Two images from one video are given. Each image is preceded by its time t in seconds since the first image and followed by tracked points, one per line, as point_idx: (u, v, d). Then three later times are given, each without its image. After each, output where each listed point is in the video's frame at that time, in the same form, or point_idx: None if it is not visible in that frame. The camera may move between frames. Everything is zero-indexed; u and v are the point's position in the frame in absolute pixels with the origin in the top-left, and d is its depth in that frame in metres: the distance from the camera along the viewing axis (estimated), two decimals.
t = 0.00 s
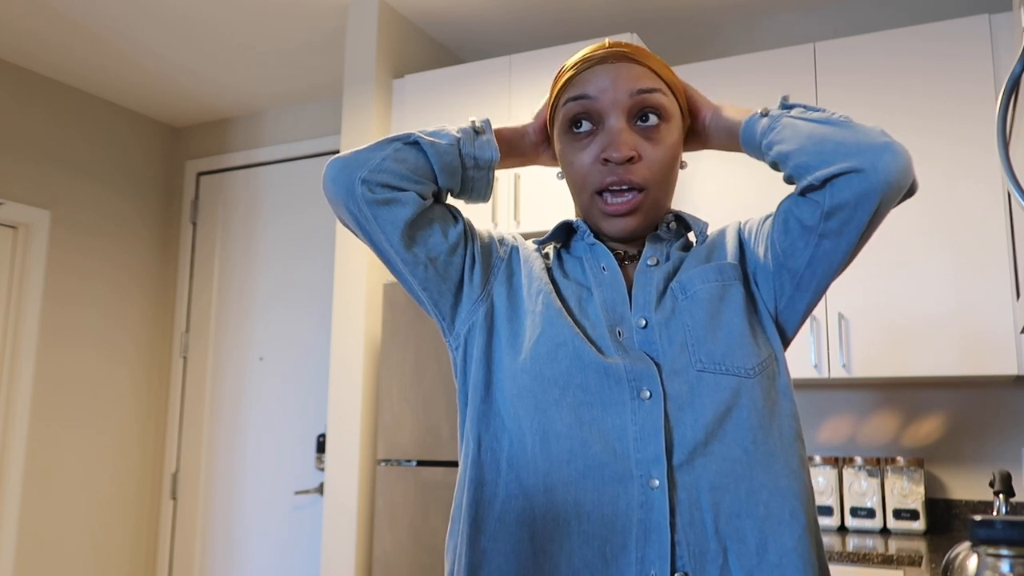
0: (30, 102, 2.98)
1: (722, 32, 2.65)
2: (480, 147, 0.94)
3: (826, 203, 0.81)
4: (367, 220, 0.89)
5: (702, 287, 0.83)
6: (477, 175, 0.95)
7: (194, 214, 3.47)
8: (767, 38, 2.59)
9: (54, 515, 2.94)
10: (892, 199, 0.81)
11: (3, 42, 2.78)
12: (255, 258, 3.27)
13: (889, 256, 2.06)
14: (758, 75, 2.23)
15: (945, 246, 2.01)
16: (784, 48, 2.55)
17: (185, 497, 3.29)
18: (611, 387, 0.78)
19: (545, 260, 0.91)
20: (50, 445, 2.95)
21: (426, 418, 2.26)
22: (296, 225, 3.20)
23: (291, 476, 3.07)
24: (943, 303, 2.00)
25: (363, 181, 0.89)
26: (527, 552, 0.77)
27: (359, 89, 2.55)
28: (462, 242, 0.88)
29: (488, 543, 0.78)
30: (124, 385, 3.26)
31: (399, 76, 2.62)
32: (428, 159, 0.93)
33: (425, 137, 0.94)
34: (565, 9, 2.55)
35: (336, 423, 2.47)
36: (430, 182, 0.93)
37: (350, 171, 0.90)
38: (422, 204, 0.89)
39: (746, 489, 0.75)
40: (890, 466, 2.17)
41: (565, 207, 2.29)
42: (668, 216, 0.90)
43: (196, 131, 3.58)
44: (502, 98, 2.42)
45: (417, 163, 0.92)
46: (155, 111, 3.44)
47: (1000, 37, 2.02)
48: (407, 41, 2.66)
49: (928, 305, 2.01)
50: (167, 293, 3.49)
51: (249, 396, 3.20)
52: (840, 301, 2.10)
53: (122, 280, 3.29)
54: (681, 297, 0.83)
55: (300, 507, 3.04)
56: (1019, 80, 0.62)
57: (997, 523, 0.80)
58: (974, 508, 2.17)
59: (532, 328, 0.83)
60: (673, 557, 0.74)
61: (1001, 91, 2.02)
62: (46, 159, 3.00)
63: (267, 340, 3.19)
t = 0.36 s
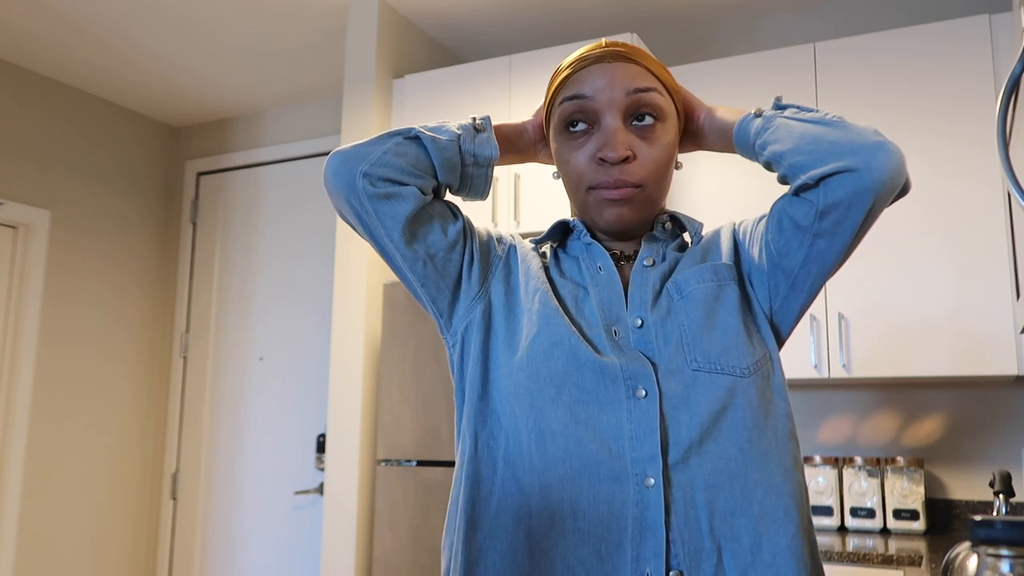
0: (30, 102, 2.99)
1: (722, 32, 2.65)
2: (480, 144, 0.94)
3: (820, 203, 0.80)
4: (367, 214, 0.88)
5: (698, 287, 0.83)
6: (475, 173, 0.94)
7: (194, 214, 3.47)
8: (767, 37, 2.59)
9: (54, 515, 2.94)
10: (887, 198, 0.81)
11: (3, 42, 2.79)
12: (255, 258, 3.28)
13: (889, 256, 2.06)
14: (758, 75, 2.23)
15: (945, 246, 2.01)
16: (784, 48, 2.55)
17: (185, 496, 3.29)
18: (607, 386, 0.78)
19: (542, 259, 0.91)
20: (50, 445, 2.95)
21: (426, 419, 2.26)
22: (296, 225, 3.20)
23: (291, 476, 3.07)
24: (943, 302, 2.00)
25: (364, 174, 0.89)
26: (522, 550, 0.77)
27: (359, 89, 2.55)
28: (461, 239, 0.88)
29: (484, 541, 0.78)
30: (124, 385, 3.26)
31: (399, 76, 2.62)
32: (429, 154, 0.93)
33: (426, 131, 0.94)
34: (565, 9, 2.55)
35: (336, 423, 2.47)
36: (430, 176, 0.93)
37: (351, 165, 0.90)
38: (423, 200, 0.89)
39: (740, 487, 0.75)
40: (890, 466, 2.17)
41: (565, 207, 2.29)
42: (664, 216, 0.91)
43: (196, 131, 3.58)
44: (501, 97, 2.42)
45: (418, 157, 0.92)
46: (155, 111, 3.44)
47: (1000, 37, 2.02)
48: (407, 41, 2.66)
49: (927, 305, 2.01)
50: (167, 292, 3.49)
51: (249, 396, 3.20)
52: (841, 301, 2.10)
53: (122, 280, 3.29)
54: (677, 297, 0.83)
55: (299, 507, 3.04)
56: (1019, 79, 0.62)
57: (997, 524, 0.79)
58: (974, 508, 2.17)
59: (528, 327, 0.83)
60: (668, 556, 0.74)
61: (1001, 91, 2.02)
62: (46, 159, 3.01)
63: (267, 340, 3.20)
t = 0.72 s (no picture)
0: (30, 102, 2.99)
1: (722, 32, 2.65)
2: (477, 145, 0.94)
3: (817, 207, 0.81)
4: (362, 220, 0.88)
5: (695, 288, 0.83)
6: (472, 173, 0.95)
7: (194, 214, 3.47)
8: (767, 37, 2.59)
9: (54, 515, 2.95)
10: (883, 203, 0.82)
11: (3, 42, 2.79)
12: (255, 258, 3.28)
13: (888, 256, 2.06)
14: (758, 76, 2.23)
15: (944, 246, 2.01)
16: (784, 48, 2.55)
17: (185, 497, 3.29)
18: (604, 386, 0.78)
19: (538, 260, 0.91)
20: (50, 445, 2.95)
21: (426, 419, 2.26)
22: (296, 225, 3.20)
23: (291, 476, 3.08)
24: (943, 302, 2.00)
25: (358, 181, 0.89)
26: (520, 551, 0.77)
27: (359, 89, 2.55)
28: (457, 243, 0.88)
29: (481, 541, 0.78)
30: (124, 385, 3.27)
31: (399, 76, 2.62)
32: (424, 159, 0.93)
33: (421, 136, 0.93)
34: (565, 9, 2.55)
35: (336, 423, 2.47)
36: (425, 181, 0.92)
37: (344, 172, 0.90)
38: (418, 206, 0.88)
39: (737, 488, 0.75)
40: (890, 466, 2.17)
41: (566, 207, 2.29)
42: (660, 216, 0.90)
43: (196, 131, 3.58)
44: (501, 98, 2.42)
45: (413, 163, 0.92)
46: (155, 111, 3.44)
47: (1000, 37, 2.02)
48: (407, 41, 2.66)
49: (927, 305, 2.01)
50: (167, 292, 3.49)
51: (249, 396, 3.20)
52: (841, 301, 2.10)
53: (122, 280, 3.29)
54: (675, 298, 0.83)
55: (299, 507, 3.04)
56: (1019, 79, 0.62)
57: (997, 523, 0.77)
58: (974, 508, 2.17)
59: (525, 328, 0.83)
60: (665, 556, 0.74)
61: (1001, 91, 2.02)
62: (46, 159, 3.01)
63: (267, 341, 3.20)
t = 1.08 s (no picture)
0: (30, 102, 2.99)
1: (722, 32, 2.65)
2: (470, 131, 0.93)
3: (813, 208, 0.81)
4: (360, 218, 0.88)
5: (693, 286, 0.83)
6: (468, 160, 0.94)
7: (194, 214, 3.48)
8: (767, 37, 2.59)
9: (54, 514, 2.95)
10: (879, 203, 0.82)
11: (4, 42, 2.79)
12: (255, 257, 3.28)
13: (888, 256, 2.05)
14: (758, 75, 2.23)
15: (944, 245, 2.01)
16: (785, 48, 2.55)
17: (184, 497, 3.29)
18: (602, 383, 0.78)
19: (535, 259, 0.91)
20: (50, 445, 2.95)
21: (426, 419, 2.26)
22: (296, 225, 3.20)
23: (291, 476, 3.08)
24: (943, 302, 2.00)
25: (355, 179, 0.88)
26: (517, 550, 0.77)
27: (359, 89, 2.55)
28: (454, 243, 0.88)
29: (479, 540, 0.78)
30: (124, 385, 3.27)
31: (399, 76, 2.62)
32: (419, 151, 0.92)
33: (414, 128, 0.93)
34: (565, 9, 2.55)
35: (336, 423, 2.47)
36: (422, 174, 0.93)
37: (340, 171, 0.89)
38: (416, 203, 0.89)
39: (734, 485, 0.75)
40: (890, 466, 2.17)
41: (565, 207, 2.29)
42: (655, 216, 0.91)
43: (196, 131, 3.58)
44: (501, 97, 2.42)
45: (408, 156, 0.92)
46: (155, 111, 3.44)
47: (1000, 37, 2.02)
48: (406, 41, 2.66)
49: (927, 305, 2.01)
50: (167, 292, 3.49)
51: (249, 396, 3.20)
52: (841, 301, 2.10)
53: (122, 280, 3.29)
54: (672, 295, 0.83)
55: (299, 507, 3.04)
56: (1019, 78, 0.62)
57: (997, 523, 0.77)
58: (974, 508, 2.17)
59: (521, 325, 0.83)
60: (662, 553, 0.74)
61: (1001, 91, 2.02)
62: (45, 159, 3.01)
63: (267, 341, 3.20)
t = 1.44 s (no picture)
0: (31, 103, 2.99)
1: (722, 32, 2.65)
2: (466, 147, 0.93)
3: (809, 218, 0.81)
4: (354, 228, 0.88)
5: (689, 290, 0.83)
6: (463, 175, 0.94)
7: (194, 214, 3.48)
8: (767, 37, 2.59)
9: (54, 514, 2.95)
10: (875, 214, 0.82)
11: (4, 42, 2.79)
12: (255, 257, 3.28)
13: (889, 256, 2.05)
14: (758, 75, 2.23)
15: (944, 245, 2.01)
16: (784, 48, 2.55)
17: (184, 497, 3.29)
18: (598, 387, 0.78)
19: (531, 260, 0.90)
20: (50, 445, 2.95)
21: (426, 419, 2.27)
22: (296, 224, 3.20)
23: (291, 476, 3.08)
24: (943, 302, 2.00)
25: (349, 191, 0.88)
26: (513, 553, 0.77)
27: (359, 89, 2.55)
28: (450, 248, 0.88)
29: (476, 543, 0.78)
30: (124, 385, 3.27)
31: (399, 76, 2.62)
32: (414, 165, 0.92)
33: (410, 142, 0.93)
34: (565, 9, 2.55)
35: (336, 423, 2.47)
36: (416, 187, 0.92)
37: (334, 183, 0.89)
38: (410, 213, 0.88)
39: (730, 488, 0.75)
40: (890, 466, 2.17)
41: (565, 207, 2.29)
42: (651, 215, 0.91)
43: (196, 131, 3.58)
44: (500, 97, 2.42)
45: (403, 169, 0.91)
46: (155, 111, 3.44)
47: (1000, 37, 2.02)
48: (407, 41, 2.66)
49: (927, 305, 2.01)
50: (167, 292, 3.49)
51: (249, 396, 3.20)
52: (841, 301, 2.10)
53: (122, 280, 3.30)
54: (669, 298, 0.83)
55: (299, 507, 3.04)
56: (1019, 79, 0.62)
57: (997, 523, 0.77)
58: (974, 508, 2.17)
59: (518, 329, 0.83)
60: (658, 555, 0.75)
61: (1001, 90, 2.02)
62: (46, 159, 3.01)
63: (267, 341, 3.20)
